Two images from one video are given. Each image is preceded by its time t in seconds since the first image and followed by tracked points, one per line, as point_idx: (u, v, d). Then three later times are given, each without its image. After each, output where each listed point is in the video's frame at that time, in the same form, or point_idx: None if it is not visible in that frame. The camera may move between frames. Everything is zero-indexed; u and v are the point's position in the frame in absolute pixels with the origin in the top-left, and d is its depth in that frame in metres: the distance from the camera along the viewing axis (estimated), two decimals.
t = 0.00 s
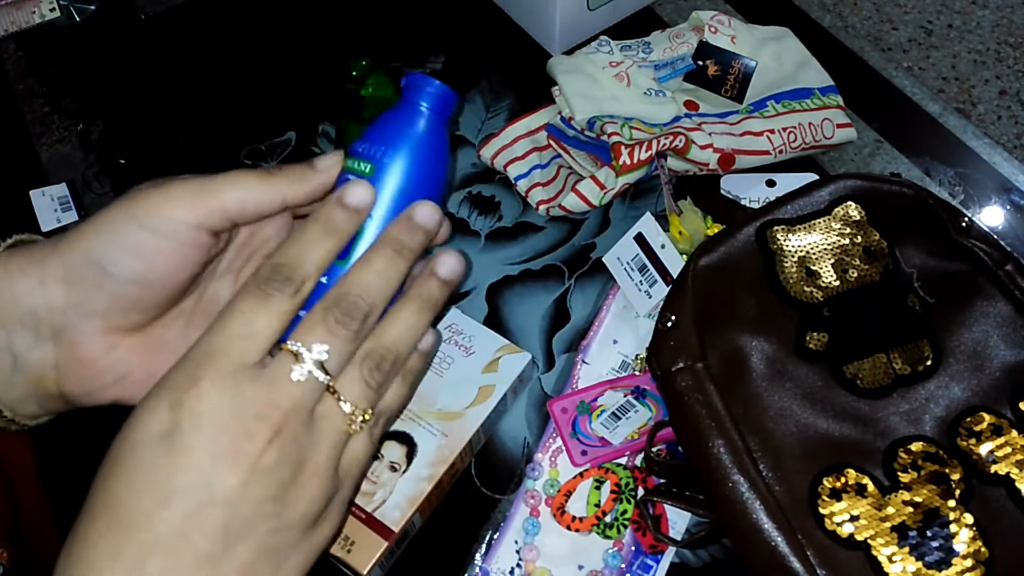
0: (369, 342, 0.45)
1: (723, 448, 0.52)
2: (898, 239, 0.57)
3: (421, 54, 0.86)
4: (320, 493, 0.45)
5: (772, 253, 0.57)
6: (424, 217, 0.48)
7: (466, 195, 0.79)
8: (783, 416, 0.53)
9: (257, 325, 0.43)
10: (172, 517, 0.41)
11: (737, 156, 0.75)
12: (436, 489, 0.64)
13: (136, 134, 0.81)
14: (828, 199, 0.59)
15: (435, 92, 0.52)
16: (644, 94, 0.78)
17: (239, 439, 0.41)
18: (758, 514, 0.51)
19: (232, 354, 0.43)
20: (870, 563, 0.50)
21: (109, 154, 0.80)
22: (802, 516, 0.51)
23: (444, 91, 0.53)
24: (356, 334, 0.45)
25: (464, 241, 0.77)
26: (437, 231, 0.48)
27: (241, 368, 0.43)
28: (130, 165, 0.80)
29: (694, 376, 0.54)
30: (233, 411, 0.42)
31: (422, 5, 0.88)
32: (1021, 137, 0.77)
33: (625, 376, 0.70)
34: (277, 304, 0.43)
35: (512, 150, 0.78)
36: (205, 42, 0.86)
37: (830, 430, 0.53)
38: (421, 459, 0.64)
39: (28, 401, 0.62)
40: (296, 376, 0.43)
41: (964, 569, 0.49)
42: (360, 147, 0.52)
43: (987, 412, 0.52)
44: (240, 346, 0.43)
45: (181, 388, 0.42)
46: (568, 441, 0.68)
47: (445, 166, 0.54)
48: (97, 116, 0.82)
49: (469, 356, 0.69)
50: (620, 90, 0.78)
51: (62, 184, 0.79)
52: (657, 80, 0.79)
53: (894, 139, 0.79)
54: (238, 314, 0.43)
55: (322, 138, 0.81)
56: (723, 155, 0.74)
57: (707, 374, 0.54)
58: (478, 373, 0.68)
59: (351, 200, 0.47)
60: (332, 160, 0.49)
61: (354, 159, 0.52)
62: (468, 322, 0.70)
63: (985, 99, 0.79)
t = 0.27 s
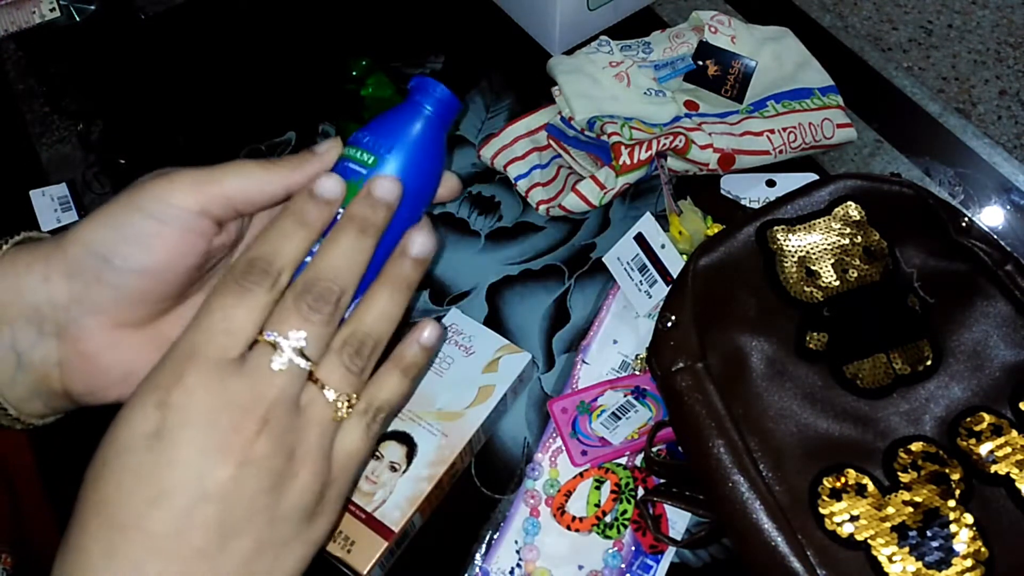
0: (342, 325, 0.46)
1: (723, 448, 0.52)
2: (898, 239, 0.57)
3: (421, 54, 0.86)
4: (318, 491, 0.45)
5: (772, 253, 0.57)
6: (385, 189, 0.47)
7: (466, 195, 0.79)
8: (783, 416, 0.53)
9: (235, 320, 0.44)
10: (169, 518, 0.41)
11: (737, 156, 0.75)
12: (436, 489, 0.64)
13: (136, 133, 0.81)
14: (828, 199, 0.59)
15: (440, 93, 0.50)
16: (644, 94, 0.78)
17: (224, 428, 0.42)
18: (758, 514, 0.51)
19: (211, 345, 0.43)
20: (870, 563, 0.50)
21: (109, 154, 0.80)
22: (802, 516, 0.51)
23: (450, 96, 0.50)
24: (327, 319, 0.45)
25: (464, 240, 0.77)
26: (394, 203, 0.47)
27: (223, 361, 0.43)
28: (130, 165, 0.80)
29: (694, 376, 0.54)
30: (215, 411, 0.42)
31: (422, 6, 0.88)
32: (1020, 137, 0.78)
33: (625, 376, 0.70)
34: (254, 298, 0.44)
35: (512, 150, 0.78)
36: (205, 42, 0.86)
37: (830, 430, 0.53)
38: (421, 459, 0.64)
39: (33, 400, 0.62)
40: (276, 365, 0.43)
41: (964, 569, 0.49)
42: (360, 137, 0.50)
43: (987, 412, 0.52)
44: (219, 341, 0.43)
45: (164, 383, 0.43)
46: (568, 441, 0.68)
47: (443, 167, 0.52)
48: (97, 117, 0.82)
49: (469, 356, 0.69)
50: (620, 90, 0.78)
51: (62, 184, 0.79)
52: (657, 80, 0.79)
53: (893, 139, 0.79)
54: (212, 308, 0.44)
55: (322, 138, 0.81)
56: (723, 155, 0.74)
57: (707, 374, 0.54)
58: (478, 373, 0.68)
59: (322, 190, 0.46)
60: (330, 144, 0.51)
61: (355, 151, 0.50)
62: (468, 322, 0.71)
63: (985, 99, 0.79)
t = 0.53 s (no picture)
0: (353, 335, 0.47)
1: (723, 448, 0.52)
2: (898, 239, 0.57)
3: (421, 54, 0.86)
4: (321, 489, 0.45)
5: (772, 253, 0.57)
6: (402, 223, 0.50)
7: (466, 195, 0.79)
8: (783, 416, 0.53)
9: (256, 328, 0.44)
10: (175, 519, 0.41)
11: (737, 156, 0.75)
12: (436, 489, 0.64)
13: (136, 133, 0.81)
14: (828, 199, 0.59)
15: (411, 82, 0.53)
16: (644, 94, 0.78)
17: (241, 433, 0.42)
18: (758, 514, 0.51)
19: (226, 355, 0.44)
20: (870, 563, 0.50)
21: (109, 154, 0.80)
22: (802, 516, 0.51)
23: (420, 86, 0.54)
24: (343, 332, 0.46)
25: (464, 241, 0.77)
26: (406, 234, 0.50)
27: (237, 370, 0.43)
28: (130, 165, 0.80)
29: (694, 376, 0.54)
30: (222, 415, 0.42)
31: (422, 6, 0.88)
32: (1020, 137, 0.78)
33: (626, 376, 0.70)
34: (275, 308, 0.45)
35: (512, 150, 0.78)
36: (205, 42, 0.86)
37: (830, 430, 0.53)
38: (421, 459, 0.64)
39: (31, 392, 0.61)
40: (299, 377, 0.44)
41: (964, 569, 0.49)
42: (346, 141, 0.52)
43: (986, 412, 0.52)
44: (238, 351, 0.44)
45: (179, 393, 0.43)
46: (568, 441, 0.67)
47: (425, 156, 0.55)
48: (98, 117, 0.82)
49: (469, 356, 0.69)
50: (620, 90, 0.78)
51: (62, 184, 0.79)
52: (657, 80, 0.79)
53: (893, 139, 0.79)
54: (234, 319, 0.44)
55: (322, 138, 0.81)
56: (723, 155, 0.74)
57: (707, 374, 0.54)
58: (478, 373, 0.68)
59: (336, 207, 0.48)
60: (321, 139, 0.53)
61: (349, 158, 0.52)
62: (468, 322, 0.71)
63: (985, 99, 0.79)
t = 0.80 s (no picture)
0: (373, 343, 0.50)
1: (723, 448, 0.52)
2: (897, 239, 0.57)
3: (421, 54, 0.86)
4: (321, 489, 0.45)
5: (772, 253, 0.57)
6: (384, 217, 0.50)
7: (466, 195, 0.79)
8: (783, 416, 0.53)
9: (292, 332, 0.46)
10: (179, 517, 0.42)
11: (737, 156, 0.75)
12: (436, 489, 0.64)
13: (136, 133, 0.81)
14: (828, 199, 0.59)
15: (383, 59, 0.50)
16: (644, 94, 0.78)
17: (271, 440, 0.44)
18: (758, 514, 0.51)
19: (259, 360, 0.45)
20: (870, 563, 0.50)
21: (109, 154, 0.80)
22: (802, 516, 0.51)
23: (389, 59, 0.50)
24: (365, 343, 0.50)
25: (464, 241, 0.77)
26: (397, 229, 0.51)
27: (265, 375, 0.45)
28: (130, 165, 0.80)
29: (694, 376, 0.54)
30: (250, 415, 0.44)
31: (422, 6, 0.88)
32: (1020, 137, 0.78)
33: (626, 376, 0.70)
34: (311, 313, 0.46)
35: (512, 150, 0.78)
36: (205, 42, 0.86)
37: (830, 430, 0.53)
38: (421, 459, 0.64)
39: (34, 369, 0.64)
40: (337, 391, 0.47)
41: (964, 569, 0.49)
42: (348, 146, 0.49)
43: (986, 412, 0.52)
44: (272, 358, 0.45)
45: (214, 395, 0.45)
46: (568, 441, 0.67)
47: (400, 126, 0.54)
48: (98, 117, 0.82)
49: (469, 357, 0.69)
50: (620, 90, 0.78)
51: (62, 184, 0.79)
52: (657, 80, 0.79)
53: (893, 139, 0.79)
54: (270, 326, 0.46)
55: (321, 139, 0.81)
56: (723, 155, 0.74)
57: (707, 374, 0.54)
58: (478, 373, 0.68)
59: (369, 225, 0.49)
60: (314, 158, 0.49)
61: (368, 169, 0.50)
62: (468, 322, 0.71)
63: (985, 99, 0.79)
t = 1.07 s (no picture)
0: (386, 344, 0.51)
1: (723, 448, 0.52)
2: (898, 239, 0.57)
3: (421, 53, 0.86)
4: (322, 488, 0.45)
5: (772, 253, 0.57)
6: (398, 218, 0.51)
7: (466, 195, 0.79)
8: (783, 416, 0.53)
9: (304, 331, 0.46)
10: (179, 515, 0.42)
11: (737, 156, 0.75)
12: (436, 489, 0.64)
13: (136, 133, 0.81)
14: (827, 199, 0.59)
15: (365, 63, 0.50)
16: (644, 94, 0.78)
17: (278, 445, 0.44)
18: (758, 514, 0.51)
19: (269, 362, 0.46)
20: (870, 563, 0.50)
21: (109, 154, 0.80)
22: (802, 516, 0.51)
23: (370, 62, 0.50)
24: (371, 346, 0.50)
25: (464, 241, 0.77)
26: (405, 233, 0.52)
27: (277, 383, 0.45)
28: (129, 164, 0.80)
29: (694, 376, 0.54)
30: (254, 414, 0.44)
31: (422, 6, 0.88)
32: (1020, 137, 0.77)
33: (626, 376, 0.70)
34: (324, 313, 0.46)
35: (512, 150, 0.78)
36: (205, 42, 0.86)
37: (830, 430, 0.53)
38: (421, 459, 0.64)
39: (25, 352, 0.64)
40: (348, 393, 0.47)
41: (964, 569, 0.49)
42: (348, 157, 0.49)
43: (986, 412, 0.52)
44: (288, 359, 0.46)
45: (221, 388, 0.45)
46: (568, 441, 0.67)
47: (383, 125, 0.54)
48: (98, 117, 0.82)
49: (469, 357, 0.69)
50: (620, 90, 0.78)
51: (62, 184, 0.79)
52: (657, 80, 0.79)
53: (893, 139, 0.79)
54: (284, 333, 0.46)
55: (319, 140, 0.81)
56: (723, 155, 0.74)
57: (707, 374, 0.54)
58: (478, 373, 0.68)
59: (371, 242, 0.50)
60: (318, 180, 0.48)
61: (369, 177, 0.50)
62: (468, 322, 0.71)
63: (985, 99, 0.79)
